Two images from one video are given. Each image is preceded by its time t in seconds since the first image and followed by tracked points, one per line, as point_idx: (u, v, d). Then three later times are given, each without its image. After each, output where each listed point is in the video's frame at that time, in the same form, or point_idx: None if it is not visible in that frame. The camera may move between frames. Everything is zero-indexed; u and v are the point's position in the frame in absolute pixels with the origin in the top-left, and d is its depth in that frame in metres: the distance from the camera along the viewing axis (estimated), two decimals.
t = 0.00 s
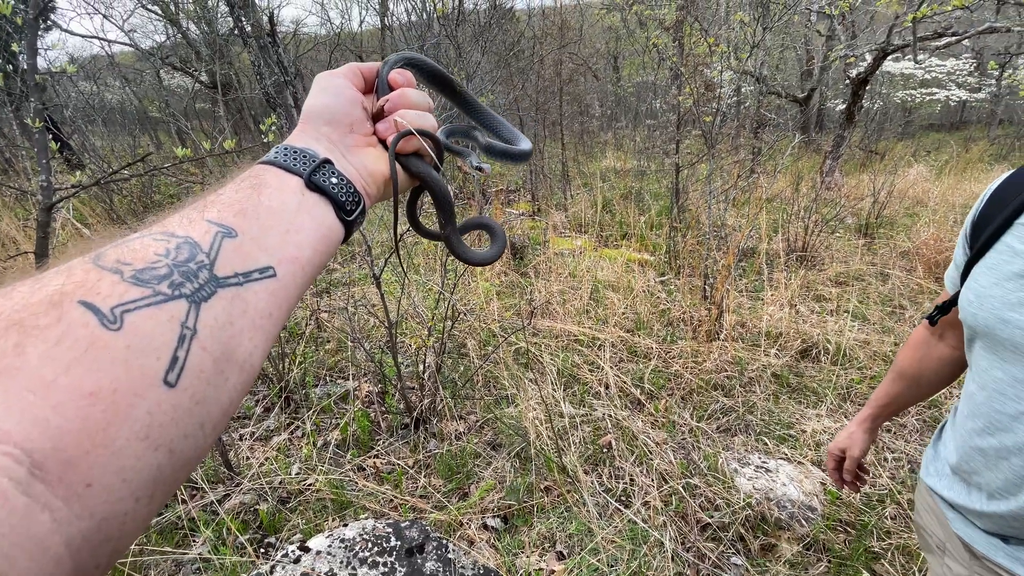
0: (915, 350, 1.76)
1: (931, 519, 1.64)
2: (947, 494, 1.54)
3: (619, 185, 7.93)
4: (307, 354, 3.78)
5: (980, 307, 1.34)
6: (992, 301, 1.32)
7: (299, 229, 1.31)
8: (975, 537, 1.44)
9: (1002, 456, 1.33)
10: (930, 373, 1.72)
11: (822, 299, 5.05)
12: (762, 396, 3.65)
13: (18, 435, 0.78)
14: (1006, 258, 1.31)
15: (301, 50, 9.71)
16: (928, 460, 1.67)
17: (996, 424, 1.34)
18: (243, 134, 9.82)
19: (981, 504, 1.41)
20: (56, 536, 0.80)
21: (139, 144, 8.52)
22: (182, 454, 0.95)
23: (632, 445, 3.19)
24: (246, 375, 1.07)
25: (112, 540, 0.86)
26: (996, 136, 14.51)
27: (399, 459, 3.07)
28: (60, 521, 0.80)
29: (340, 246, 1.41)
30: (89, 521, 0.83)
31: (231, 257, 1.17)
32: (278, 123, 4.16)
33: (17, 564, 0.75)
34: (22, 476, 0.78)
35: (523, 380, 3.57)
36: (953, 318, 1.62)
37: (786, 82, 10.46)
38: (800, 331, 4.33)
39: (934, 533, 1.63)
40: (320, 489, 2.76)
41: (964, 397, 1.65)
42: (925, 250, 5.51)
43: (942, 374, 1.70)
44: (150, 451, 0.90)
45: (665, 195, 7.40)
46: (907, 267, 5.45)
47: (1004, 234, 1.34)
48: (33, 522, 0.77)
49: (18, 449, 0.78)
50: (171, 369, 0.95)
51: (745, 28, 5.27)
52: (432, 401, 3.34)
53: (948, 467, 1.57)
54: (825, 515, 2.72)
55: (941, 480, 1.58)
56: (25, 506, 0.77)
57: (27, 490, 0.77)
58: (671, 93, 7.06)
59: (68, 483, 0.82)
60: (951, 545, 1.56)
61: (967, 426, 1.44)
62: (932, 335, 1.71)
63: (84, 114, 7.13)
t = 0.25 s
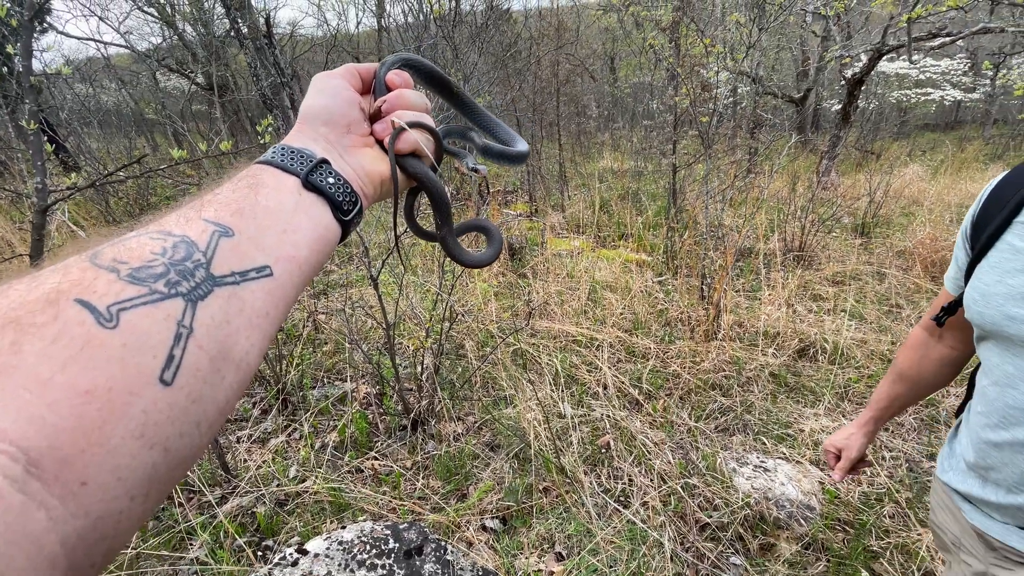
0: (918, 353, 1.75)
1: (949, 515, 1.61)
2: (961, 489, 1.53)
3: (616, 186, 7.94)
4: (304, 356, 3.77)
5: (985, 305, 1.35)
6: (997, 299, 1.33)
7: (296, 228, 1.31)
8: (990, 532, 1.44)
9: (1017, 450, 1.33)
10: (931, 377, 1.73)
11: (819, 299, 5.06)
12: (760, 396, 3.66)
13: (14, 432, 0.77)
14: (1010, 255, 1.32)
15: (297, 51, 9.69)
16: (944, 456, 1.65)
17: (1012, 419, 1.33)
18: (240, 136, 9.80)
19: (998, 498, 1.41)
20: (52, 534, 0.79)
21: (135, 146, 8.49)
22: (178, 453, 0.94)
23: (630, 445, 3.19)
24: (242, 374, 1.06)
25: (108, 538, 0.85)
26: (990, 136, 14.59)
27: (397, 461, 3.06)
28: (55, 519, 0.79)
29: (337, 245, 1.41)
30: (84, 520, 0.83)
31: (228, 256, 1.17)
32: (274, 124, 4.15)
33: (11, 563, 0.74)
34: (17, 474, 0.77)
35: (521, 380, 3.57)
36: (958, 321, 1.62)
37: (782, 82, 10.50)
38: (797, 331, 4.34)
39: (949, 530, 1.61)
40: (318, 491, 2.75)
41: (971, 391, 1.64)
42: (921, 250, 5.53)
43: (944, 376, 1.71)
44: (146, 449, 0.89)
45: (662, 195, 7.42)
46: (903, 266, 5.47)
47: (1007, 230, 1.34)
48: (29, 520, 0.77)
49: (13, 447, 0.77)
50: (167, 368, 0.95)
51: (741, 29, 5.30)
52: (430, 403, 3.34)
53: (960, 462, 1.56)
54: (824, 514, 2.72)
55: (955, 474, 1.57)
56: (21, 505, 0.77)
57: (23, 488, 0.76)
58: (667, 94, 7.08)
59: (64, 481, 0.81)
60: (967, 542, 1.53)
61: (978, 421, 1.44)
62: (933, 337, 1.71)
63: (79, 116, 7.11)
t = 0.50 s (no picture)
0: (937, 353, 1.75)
1: (953, 519, 1.60)
2: (963, 487, 1.53)
3: (614, 186, 7.94)
4: (302, 357, 3.76)
5: (988, 302, 1.35)
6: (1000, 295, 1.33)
7: (297, 236, 1.32)
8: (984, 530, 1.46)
9: (1014, 448, 1.34)
10: (950, 373, 1.72)
11: (817, 298, 5.07)
12: (759, 395, 3.66)
13: (16, 439, 0.77)
14: (1016, 253, 1.32)
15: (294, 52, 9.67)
16: (952, 457, 1.64)
17: (1008, 417, 1.34)
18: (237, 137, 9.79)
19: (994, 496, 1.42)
20: (51, 543, 0.78)
21: (131, 147, 8.46)
22: (178, 460, 0.94)
23: (628, 445, 3.19)
24: (242, 381, 1.07)
25: (106, 546, 0.85)
26: (987, 135, 14.64)
27: (396, 462, 3.05)
28: (55, 527, 0.78)
29: (336, 253, 1.42)
30: (83, 528, 0.82)
31: (229, 264, 1.17)
32: (272, 125, 4.15)
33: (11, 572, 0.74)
34: (18, 481, 0.76)
35: (520, 381, 3.57)
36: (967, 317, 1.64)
37: (779, 82, 10.52)
38: (795, 330, 4.35)
39: (955, 531, 1.60)
40: (316, 493, 2.74)
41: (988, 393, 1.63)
42: (919, 249, 5.54)
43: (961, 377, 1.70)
44: (146, 457, 0.89)
45: (660, 195, 7.42)
46: (900, 266, 5.48)
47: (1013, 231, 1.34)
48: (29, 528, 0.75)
49: (14, 455, 0.77)
50: (169, 375, 0.95)
51: (738, 29, 5.31)
52: (428, 404, 3.33)
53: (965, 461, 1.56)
54: (823, 514, 2.73)
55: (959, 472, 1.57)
56: (21, 513, 0.76)
57: (23, 495, 0.75)
58: (665, 95, 7.08)
59: (64, 489, 0.81)
60: (970, 543, 1.53)
61: (980, 421, 1.45)
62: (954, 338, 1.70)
63: (75, 117, 7.08)
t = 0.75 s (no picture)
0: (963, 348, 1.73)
1: (958, 526, 1.63)
2: (968, 494, 1.52)
3: (612, 186, 7.94)
4: (300, 358, 3.75)
5: (1004, 303, 1.32)
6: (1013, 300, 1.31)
7: (300, 244, 1.33)
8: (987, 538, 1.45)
9: (1014, 454, 1.34)
10: (976, 367, 1.71)
11: (814, 298, 5.08)
12: (757, 395, 3.67)
13: (19, 447, 0.78)
14: None
15: (292, 52, 9.65)
16: (959, 466, 1.62)
17: (1012, 423, 1.33)
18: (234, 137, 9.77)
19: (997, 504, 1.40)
20: (53, 550, 0.78)
21: (128, 148, 8.44)
22: (179, 469, 0.95)
23: (627, 445, 3.19)
24: (244, 390, 1.08)
25: (107, 554, 0.86)
26: (984, 135, 14.67)
27: (394, 463, 3.05)
28: (57, 535, 0.79)
29: (339, 261, 1.43)
30: (85, 536, 0.82)
31: (233, 272, 1.19)
32: (270, 126, 4.14)
33: None
34: (21, 489, 0.77)
35: (518, 381, 3.57)
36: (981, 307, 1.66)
37: (777, 82, 10.53)
38: (793, 330, 4.36)
39: (960, 537, 1.64)
40: (315, 494, 2.74)
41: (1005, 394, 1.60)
42: (916, 248, 5.55)
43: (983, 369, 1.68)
44: (148, 465, 0.90)
45: (658, 195, 7.42)
46: (897, 265, 5.49)
47: None
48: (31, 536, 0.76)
49: (18, 463, 0.78)
50: (172, 384, 0.96)
51: (735, 29, 5.32)
52: (427, 404, 3.33)
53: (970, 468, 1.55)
54: (821, 513, 2.73)
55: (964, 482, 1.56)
56: (23, 520, 0.76)
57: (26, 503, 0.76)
58: (663, 95, 7.09)
59: (67, 497, 0.81)
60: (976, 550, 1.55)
61: (986, 426, 1.45)
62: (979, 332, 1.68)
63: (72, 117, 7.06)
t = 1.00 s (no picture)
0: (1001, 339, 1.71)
1: (954, 535, 1.66)
2: (970, 504, 1.52)
3: (611, 186, 7.95)
4: (299, 358, 3.75)
5: None
6: None
7: (300, 245, 1.33)
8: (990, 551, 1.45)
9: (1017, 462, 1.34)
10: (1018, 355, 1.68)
11: (812, 297, 5.09)
12: (755, 394, 3.67)
13: (18, 449, 0.78)
14: None
15: (290, 52, 9.64)
16: (959, 476, 1.62)
17: (1015, 431, 1.36)
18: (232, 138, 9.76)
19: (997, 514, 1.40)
20: (53, 552, 0.78)
21: (126, 148, 8.42)
22: (179, 470, 0.95)
23: (626, 445, 3.20)
24: (244, 391, 1.08)
25: (107, 555, 0.86)
26: (982, 135, 14.70)
27: (393, 463, 3.05)
28: (57, 536, 0.79)
29: (339, 262, 1.43)
30: (85, 538, 0.82)
31: (233, 274, 1.19)
32: (268, 126, 4.13)
33: None
34: (21, 491, 0.77)
35: (517, 381, 3.57)
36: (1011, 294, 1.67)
37: (775, 82, 10.55)
38: (791, 329, 4.37)
39: (955, 548, 1.67)
40: (314, 494, 2.74)
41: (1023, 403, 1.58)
42: (914, 248, 5.57)
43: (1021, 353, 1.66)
44: (148, 466, 0.90)
45: (656, 195, 7.43)
46: (895, 264, 5.50)
47: None
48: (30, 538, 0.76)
49: (18, 464, 0.78)
50: (172, 385, 0.96)
51: (733, 29, 5.34)
52: (425, 404, 3.33)
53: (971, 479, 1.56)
54: (819, 511, 2.74)
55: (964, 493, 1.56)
56: (22, 522, 0.77)
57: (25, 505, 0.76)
58: (661, 95, 7.10)
59: (66, 499, 0.81)
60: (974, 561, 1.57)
61: (993, 435, 1.44)
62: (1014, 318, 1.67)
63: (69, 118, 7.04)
